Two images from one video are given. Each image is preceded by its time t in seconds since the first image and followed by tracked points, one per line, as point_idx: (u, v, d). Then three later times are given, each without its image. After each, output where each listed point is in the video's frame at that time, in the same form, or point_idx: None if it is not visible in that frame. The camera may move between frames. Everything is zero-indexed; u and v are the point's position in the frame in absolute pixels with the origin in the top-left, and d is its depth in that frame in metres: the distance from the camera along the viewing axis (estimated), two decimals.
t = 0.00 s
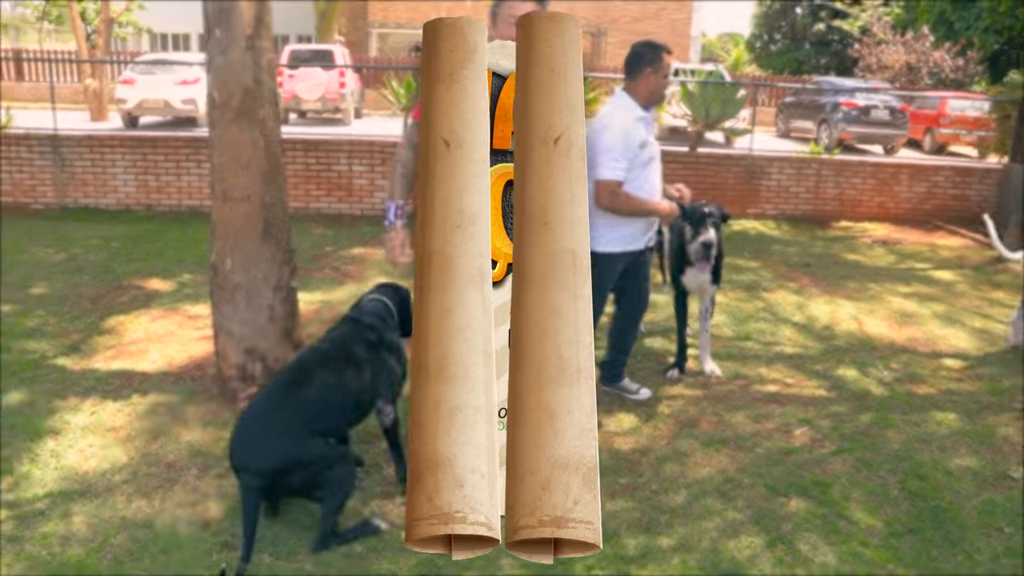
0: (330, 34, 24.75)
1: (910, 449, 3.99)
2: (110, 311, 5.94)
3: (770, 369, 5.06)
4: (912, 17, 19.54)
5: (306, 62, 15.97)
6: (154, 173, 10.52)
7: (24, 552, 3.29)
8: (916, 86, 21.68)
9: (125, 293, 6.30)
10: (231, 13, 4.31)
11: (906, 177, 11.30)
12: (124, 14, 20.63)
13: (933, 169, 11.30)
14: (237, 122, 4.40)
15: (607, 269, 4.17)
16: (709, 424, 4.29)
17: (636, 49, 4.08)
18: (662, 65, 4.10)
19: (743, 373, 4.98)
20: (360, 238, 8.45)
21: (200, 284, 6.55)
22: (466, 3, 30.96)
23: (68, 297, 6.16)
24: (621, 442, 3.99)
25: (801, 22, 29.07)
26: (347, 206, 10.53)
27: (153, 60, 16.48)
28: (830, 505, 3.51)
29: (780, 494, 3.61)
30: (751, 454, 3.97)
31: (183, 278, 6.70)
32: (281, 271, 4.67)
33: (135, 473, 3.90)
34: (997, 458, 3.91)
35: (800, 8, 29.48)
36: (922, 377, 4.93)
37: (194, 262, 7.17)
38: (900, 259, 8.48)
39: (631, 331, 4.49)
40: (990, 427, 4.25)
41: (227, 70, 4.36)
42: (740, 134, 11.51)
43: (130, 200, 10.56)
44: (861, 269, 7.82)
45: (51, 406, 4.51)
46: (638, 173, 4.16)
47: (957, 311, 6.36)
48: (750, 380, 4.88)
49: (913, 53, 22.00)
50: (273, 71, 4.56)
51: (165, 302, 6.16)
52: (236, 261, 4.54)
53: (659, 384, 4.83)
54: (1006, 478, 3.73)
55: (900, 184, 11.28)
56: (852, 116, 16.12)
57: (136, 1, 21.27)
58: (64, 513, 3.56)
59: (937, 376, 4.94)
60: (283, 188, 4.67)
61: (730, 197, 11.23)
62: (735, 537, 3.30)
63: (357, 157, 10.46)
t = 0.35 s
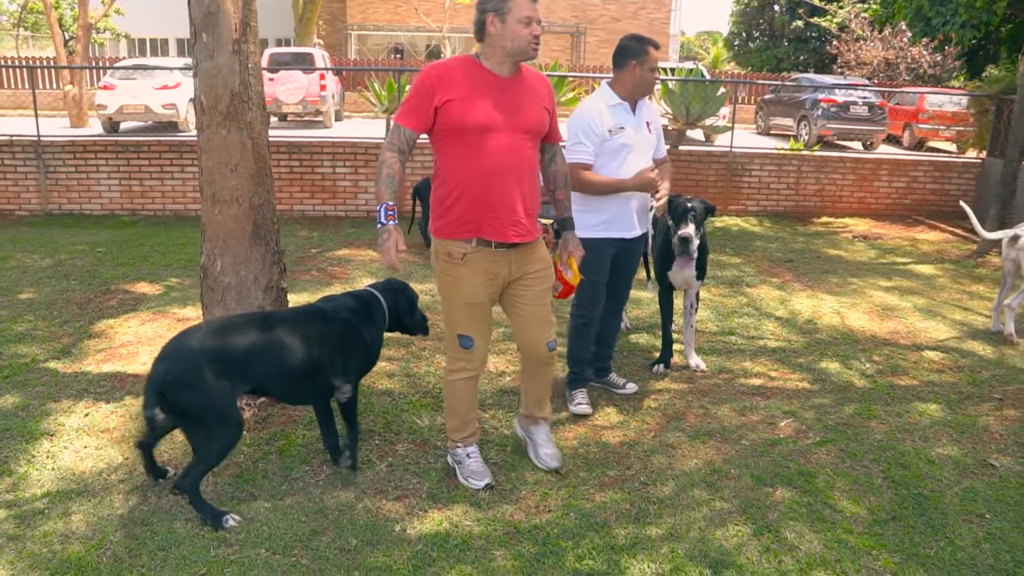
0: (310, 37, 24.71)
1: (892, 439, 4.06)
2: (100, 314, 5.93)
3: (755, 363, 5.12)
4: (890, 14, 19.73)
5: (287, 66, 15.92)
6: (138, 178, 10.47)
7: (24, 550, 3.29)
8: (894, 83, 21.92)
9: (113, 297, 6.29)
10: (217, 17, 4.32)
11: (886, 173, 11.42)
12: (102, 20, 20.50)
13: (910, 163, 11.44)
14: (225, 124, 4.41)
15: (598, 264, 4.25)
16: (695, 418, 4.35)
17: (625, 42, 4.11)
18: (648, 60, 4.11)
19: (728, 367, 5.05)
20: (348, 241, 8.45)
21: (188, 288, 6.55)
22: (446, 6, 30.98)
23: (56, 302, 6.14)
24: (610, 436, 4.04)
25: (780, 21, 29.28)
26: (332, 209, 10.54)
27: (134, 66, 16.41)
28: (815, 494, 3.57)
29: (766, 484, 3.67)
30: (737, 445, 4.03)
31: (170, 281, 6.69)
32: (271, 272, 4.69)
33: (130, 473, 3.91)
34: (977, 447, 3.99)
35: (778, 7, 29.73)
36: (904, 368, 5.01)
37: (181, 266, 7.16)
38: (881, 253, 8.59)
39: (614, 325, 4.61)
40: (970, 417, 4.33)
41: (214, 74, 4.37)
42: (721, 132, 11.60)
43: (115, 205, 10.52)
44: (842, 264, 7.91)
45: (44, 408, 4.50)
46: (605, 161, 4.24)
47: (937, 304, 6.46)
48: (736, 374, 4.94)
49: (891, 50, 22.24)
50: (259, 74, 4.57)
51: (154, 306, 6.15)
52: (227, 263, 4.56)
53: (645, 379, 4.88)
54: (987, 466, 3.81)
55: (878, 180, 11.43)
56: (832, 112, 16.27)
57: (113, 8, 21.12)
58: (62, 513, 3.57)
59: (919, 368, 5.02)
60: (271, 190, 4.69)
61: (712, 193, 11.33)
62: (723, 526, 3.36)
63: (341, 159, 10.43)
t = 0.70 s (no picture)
0: (302, 39, 24.76)
1: (876, 430, 4.15)
2: (97, 311, 5.97)
3: (742, 356, 5.21)
4: (878, 14, 19.90)
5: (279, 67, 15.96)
6: (133, 178, 10.50)
7: (30, 535, 3.35)
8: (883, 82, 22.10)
9: (110, 294, 6.33)
10: (213, 18, 4.38)
11: (874, 171, 11.53)
12: (93, 21, 20.51)
13: (898, 161, 11.55)
14: (222, 123, 4.47)
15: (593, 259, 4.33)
16: (683, 409, 4.43)
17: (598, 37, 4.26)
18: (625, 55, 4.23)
19: (716, 361, 5.13)
20: (341, 239, 8.50)
21: (183, 285, 6.59)
22: (437, 6, 31.06)
23: (54, 299, 6.18)
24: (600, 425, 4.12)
25: (770, 20, 29.46)
26: (325, 208, 10.60)
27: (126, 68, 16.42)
28: (800, 482, 3.65)
29: (752, 472, 3.75)
30: (725, 435, 4.11)
31: (166, 279, 6.73)
32: (267, 268, 4.74)
33: (130, 464, 3.96)
34: (959, 437, 4.08)
35: (768, 7, 29.91)
36: (889, 362, 5.10)
37: (176, 264, 7.21)
38: (868, 250, 8.70)
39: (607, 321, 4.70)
40: (952, 408, 4.42)
41: (211, 74, 4.43)
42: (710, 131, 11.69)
43: (109, 205, 10.54)
44: (830, 260, 8.01)
45: (45, 401, 4.55)
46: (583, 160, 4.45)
47: (922, 299, 6.56)
48: (724, 367, 5.03)
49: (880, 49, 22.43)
50: (255, 73, 4.63)
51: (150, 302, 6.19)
52: (224, 259, 4.61)
53: (634, 372, 4.96)
54: (968, 455, 3.89)
55: (866, 178, 11.54)
56: (821, 112, 16.39)
57: (105, 10, 21.12)
58: (66, 500, 3.62)
59: (903, 361, 5.11)
60: (267, 188, 4.75)
61: (703, 192, 11.43)
62: (710, 512, 3.44)
63: (334, 159, 10.49)
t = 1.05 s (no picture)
0: (318, 41, 24.95)
1: (886, 427, 4.17)
2: (117, 310, 6.06)
3: (754, 354, 5.23)
4: (894, 13, 19.83)
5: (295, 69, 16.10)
6: (152, 179, 10.62)
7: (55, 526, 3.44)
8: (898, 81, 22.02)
9: (130, 293, 6.43)
10: (232, 21, 4.45)
11: (888, 171, 11.50)
12: (113, 24, 20.77)
13: (912, 161, 11.52)
14: (241, 124, 4.54)
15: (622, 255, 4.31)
16: (694, 406, 4.46)
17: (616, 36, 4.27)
18: (635, 56, 4.29)
19: (728, 359, 5.16)
20: (356, 239, 8.58)
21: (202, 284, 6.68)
22: (452, 8, 31.18)
23: (75, 298, 6.28)
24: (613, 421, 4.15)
25: (785, 20, 29.39)
26: (341, 208, 10.68)
27: (144, 71, 16.60)
28: (810, 478, 3.68)
29: (762, 468, 3.78)
30: (736, 432, 4.14)
31: (185, 278, 6.82)
32: (285, 266, 4.80)
33: (151, 458, 4.04)
34: (969, 434, 4.09)
35: (783, 7, 29.84)
36: (900, 360, 5.10)
37: (194, 263, 7.31)
38: (881, 250, 8.69)
39: (642, 321, 4.63)
40: (963, 405, 4.43)
41: (230, 76, 4.50)
42: (724, 131, 11.70)
43: (128, 205, 10.68)
44: (843, 260, 8.01)
45: (67, 398, 4.64)
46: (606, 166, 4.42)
47: (935, 298, 6.56)
48: (736, 365, 5.06)
49: (896, 48, 22.41)
50: (273, 75, 4.70)
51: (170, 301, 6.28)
52: (243, 257, 4.68)
53: (647, 370, 4.99)
54: (978, 452, 3.90)
55: (880, 178, 11.51)
56: (836, 111, 16.34)
57: (124, 12, 21.38)
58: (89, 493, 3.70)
59: (914, 359, 5.12)
60: (285, 187, 4.81)
61: (716, 192, 11.44)
62: (720, 506, 3.47)
63: (350, 159, 10.57)
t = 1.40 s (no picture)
0: (307, 51, 24.98)
1: (881, 431, 4.19)
2: (109, 323, 6.02)
3: (749, 361, 5.25)
4: (879, 22, 20.07)
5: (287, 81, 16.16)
6: (142, 190, 10.59)
7: (48, 547, 3.43)
8: (885, 88, 22.22)
9: (122, 306, 6.40)
10: (229, 32, 4.46)
11: (877, 177, 11.60)
12: (101, 33, 20.68)
13: (900, 167, 11.62)
14: (237, 135, 4.54)
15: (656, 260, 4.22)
16: (691, 414, 4.47)
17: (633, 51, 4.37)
18: (655, 68, 4.33)
19: (724, 366, 5.18)
20: (350, 250, 8.57)
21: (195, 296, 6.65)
22: (442, 17, 31.29)
23: (65, 312, 6.25)
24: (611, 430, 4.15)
25: (773, 29, 29.65)
26: (334, 219, 10.66)
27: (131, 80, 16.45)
28: (808, 483, 3.69)
29: (760, 474, 3.79)
30: (733, 438, 4.16)
31: (177, 291, 6.79)
32: (282, 278, 4.80)
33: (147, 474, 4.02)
34: (963, 436, 4.12)
35: (771, 15, 30.08)
36: (894, 364, 5.14)
37: (186, 275, 7.28)
38: (871, 255, 8.74)
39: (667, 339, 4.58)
40: (956, 408, 4.46)
41: (226, 88, 4.51)
42: (715, 139, 11.77)
43: (118, 217, 10.62)
44: (835, 266, 8.06)
45: (59, 414, 4.61)
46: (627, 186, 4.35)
47: (926, 303, 6.61)
48: (732, 372, 5.08)
49: (882, 56, 22.58)
50: (269, 86, 4.71)
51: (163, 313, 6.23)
52: (239, 269, 4.67)
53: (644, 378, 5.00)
54: (972, 454, 3.93)
55: (869, 184, 11.59)
56: (825, 119, 16.47)
57: (112, 22, 21.32)
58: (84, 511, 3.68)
59: (908, 363, 5.15)
60: (281, 199, 4.81)
61: (706, 198, 11.49)
62: (720, 513, 3.48)
63: (342, 170, 10.58)
